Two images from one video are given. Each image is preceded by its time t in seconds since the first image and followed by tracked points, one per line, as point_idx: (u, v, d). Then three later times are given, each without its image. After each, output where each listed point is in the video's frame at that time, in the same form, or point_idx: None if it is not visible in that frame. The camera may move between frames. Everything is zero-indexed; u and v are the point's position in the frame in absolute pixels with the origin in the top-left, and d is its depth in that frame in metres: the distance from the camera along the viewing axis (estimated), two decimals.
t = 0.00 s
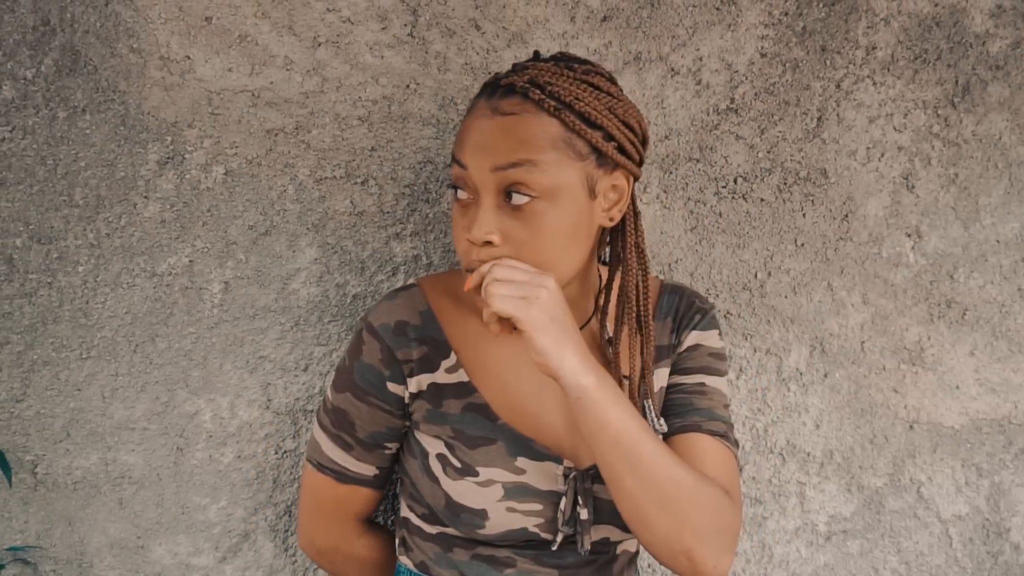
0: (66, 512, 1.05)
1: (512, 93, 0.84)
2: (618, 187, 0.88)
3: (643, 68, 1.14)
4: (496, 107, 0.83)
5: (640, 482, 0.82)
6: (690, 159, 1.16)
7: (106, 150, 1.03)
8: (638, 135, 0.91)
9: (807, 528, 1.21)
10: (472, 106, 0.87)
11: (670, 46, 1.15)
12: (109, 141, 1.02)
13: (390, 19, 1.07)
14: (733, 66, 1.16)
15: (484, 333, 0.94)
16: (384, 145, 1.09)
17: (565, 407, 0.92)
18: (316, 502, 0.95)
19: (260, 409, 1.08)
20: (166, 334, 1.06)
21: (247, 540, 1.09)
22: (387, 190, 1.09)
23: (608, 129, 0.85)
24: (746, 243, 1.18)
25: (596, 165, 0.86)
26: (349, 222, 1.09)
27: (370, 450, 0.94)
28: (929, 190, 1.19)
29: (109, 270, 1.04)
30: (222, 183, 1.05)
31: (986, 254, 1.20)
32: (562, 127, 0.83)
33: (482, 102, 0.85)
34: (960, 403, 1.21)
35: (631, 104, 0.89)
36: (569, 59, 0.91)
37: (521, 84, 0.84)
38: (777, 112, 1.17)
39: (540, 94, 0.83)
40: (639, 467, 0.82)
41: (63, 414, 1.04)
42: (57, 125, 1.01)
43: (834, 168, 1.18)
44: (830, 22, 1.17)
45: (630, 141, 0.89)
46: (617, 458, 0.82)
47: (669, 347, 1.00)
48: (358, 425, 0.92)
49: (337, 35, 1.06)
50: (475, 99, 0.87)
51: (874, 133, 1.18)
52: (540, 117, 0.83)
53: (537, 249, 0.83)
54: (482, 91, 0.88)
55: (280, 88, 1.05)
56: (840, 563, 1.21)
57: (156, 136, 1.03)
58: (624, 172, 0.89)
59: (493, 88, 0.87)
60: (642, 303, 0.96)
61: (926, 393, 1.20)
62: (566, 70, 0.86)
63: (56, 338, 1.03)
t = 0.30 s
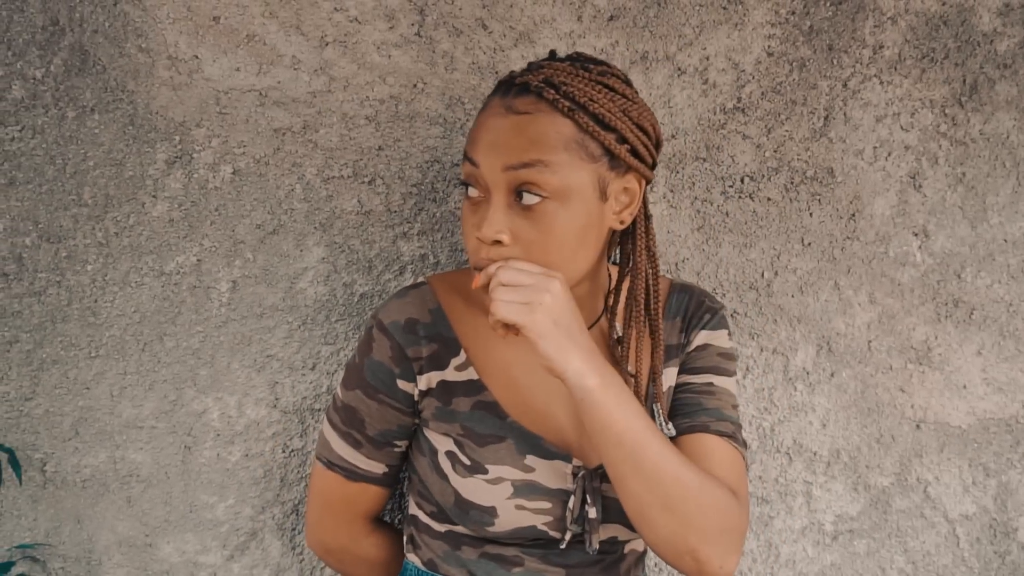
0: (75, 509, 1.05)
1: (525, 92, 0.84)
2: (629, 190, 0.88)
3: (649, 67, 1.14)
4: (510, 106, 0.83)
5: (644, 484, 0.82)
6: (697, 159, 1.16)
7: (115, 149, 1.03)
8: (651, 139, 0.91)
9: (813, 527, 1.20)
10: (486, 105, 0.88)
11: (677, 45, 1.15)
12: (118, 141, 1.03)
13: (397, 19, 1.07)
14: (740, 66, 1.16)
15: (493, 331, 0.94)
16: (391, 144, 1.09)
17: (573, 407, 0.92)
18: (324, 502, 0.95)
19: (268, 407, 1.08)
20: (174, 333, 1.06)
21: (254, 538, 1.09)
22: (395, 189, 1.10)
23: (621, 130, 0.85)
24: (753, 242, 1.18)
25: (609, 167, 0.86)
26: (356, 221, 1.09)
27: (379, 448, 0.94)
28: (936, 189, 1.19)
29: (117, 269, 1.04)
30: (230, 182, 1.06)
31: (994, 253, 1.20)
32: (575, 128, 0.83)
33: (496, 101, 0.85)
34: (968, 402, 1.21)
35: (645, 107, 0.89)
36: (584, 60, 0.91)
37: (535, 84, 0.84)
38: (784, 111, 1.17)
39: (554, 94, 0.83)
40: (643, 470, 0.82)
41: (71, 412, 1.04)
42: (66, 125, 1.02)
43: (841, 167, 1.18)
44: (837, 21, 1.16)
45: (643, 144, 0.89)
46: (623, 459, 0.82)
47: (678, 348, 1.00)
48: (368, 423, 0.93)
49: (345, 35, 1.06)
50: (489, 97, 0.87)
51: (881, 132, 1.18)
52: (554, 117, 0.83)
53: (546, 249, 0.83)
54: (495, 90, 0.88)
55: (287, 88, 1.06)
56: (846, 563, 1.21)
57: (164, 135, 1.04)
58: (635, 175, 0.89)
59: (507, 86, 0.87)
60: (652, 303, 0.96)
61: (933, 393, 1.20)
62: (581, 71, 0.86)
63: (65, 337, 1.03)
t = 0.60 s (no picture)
0: (80, 507, 1.05)
1: (543, 98, 0.83)
2: (644, 198, 0.88)
3: (654, 65, 1.14)
4: (528, 110, 0.82)
5: (666, 481, 0.83)
6: (701, 157, 1.16)
7: (120, 148, 1.03)
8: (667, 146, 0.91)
9: (818, 526, 1.20)
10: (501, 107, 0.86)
11: (682, 43, 1.15)
12: (123, 140, 1.03)
13: (403, 17, 1.08)
14: (745, 64, 1.16)
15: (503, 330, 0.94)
16: (396, 143, 1.09)
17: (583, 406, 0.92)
18: (330, 499, 0.95)
19: (273, 406, 1.08)
20: (180, 331, 1.06)
21: (259, 536, 1.09)
22: (400, 187, 1.10)
23: (639, 138, 0.85)
24: (758, 240, 1.18)
25: (626, 175, 0.85)
26: (361, 219, 1.09)
27: (387, 445, 0.94)
28: (941, 187, 1.18)
29: (123, 267, 1.04)
30: (235, 181, 1.06)
31: (999, 251, 1.20)
32: (594, 136, 0.82)
33: (512, 104, 0.84)
34: (973, 401, 1.20)
35: (664, 115, 0.89)
36: (603, 63, 0.90)
37: (554, 89, 0.83)
38: (789, 109, 1.17)
39: (574, 100, 0.82)
40: (665, 467, 0.83)
41: (77, 410, 1.04)
42: (73, 123, 1.02)
43: (846, 165, 1.18)
44: (842, 19, 1.16)
45: (660, 151, 0.88)
46: (646, 455, 0.83)
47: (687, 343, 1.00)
48: (376, 420, 0.93)
49: (350, 33, 1.06)
50: (506, 99, 0.86)
51: (886, 130, 1.18)
52: (572, 124, 0.82)
53: (561, 256, 0.83)
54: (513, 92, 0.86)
55: (293, 86, 1.06)
56: (851, 562, 1.21)
57: (169, 134, 1.04)
58: (651, 182, 0.88)
59: (525, 88, 0.86)
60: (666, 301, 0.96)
61: (938, 391, 1.20)
62: (601, 76, 0.85)
63: (71, 335, 1.04)
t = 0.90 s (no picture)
0: (82, 505, 1.06)
1: (554, 101, 0.82)
2: (653, 201, 0.88)
3: (656, 63, 1.14)
4: (539, 114, 0.81)
5: (673, 479, 0.83)
6: (703, 155, 1.16)
7: (122, 145, 1.03)
8: (676, 150, 0.90)
9: (819, 524, 1.20)
10: (510, 107, 0.85)
11: (683, 41, 1.14)
12: (125, 137, 1.03)
13: (404, 15, 1.07)
14: (746, 62, 1.15)
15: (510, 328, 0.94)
16: (397, 140, 1.09)
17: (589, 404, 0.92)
18: (335, 497, 0.95)
19: (275, 404, 1.08)
20: (182, 329, 1.06)
21: (261, 534, 1.09)
22: (401, 185, 1.10)
23: (650, 143, 0.84)
24: (759, 238, 1.18)
25: (636, 179, 0.85)
26: (362, 217, 1.09)
27: (392, 443, 0.94)
28: (943, 185, 1.18)
29: (125, 265, 1.04)
30: (237, 178, 1.06)
31: (1001, 249, 1.20)
32: (605, 140, 0.81)
33: (522, 106, 0.83)
34: (975, 399, 1.20)
35: (675, 119, 0.88)
36: (613, 64, 0.89)
37: (566, 92, 0.82)
38: (790, 107, 1.17)
39: (585, 104, 0.81)
40: (673, 465, 0.83)
41: (79, 408, 1.04)
42: (74, 121, 1.02)
43: (847, 163, 1.18)
44: (844, 17, 1.16)
45: (670, 155, 0.88)
46: (654, 454, 0.83)
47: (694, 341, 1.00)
48: (382, 417, 0.92)
49: (351, 31, 1.06)
50: (515, 101, 0.85)
51: (888, 128, 1.18)
52: (584, 129, 0.81)
53: (570, 261, 0.83)
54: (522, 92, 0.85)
55: (294, 84, 1.06)
56: (853, 560, 1.21)
57: (171, 131, 1.04)
58: (660, 185, 0.88)
59: (535, 91, 0.84)
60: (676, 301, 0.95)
61: (940, 389, 1.20)
62: (613, 79, 0.84)
63: (73, 332, 1.04)
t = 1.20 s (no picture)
0: (80, 503, 1.06)
1: (558, 99, 0.82)
2: (654, 201, 0.88)
3: (654, 61, 1.14)
4: (542, 111, 0.81)
5: (673, 475, 0.83)
6: (701, 152, 1.16)
7: (119, 143, 1.03)
8: (679, 149, 0.90)
9: (817, 521, 1.20)
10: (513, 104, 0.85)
11: (681, 39, 1.14)
12: (122, 135, 1.03)
13: (402, 12, 1.07)
14: (744, 59, 1.15)
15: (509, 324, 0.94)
16: (395, 138, 1.09)
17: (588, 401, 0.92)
18: (333, 494, 0.95)
19: (273, 402, 1.08)
20: (180, 327, 1.06)
21: (259, 532, 1.10)
22: (399, 183, 1.10)
23: (652, 141, 0.84)
24: (757, 236, 1.18)
25: (638, 178, 0.85)
26: (360, 215, 1.09)
27: (392, 439, 0.94)
28: (941, 183, 1.18)
29: (123, 263, 1.04)
30: (234, 176, 1.06)
31: (999, 247, 1.20)
32: (608, 139, 0.81)
33: (526, 103, 0.83)
34: (973, 397, 1.20)
35: (678, 118, 0.88)
36: (617, 62, 0.88)
37: (570, 90, 0.82)
38: (789, 105, 1.17)
39: (590, 102, 0.81)
40: (673, 461, 0.83)
41: (77, 406, 1.04)
42: (71, 119, 1.02)
43: (846, 161, 1.18)
44: (842, 15, 1.16)
45: (672, 154, 0.88)
46: (654, 450, 0.83)
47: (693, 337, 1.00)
48: (382, 413, 0.93)
49: (349, 28, 1.06)
50: (519, 98, 0.85)
51: (886, 126, 1.18)
52: (587, 127, 0.81)
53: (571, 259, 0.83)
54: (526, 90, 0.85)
55: (292, 81, 1.06)
56: (851, 558, 1.21)
57: (169, 129, 1.04)
58: (662, 185, 0.88)
59: (537, 88, 0.84)
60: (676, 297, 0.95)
61: (938, 387, 1.20)
62: (617, 77, 0.84)
63: (70, 330, 1.04)
